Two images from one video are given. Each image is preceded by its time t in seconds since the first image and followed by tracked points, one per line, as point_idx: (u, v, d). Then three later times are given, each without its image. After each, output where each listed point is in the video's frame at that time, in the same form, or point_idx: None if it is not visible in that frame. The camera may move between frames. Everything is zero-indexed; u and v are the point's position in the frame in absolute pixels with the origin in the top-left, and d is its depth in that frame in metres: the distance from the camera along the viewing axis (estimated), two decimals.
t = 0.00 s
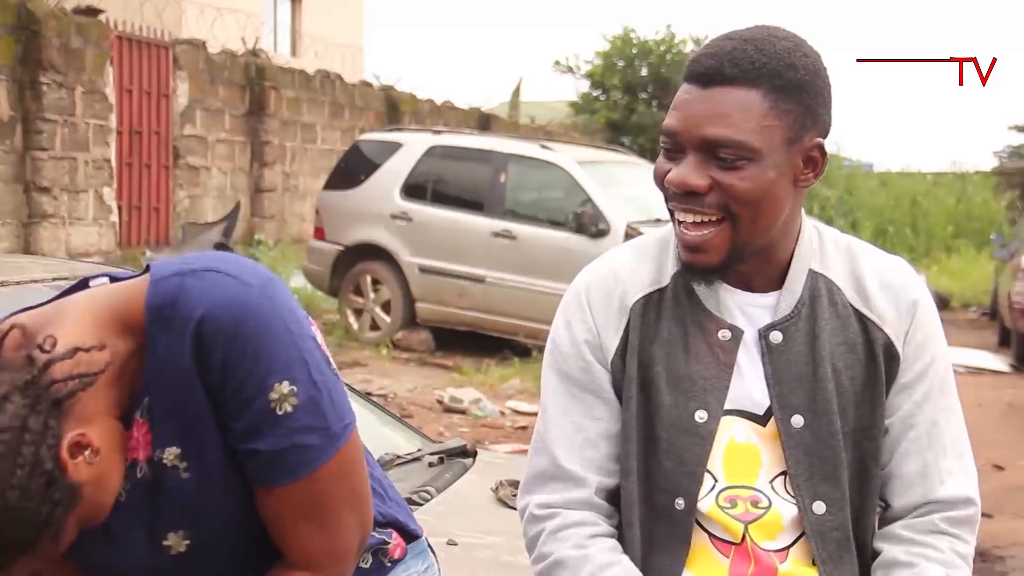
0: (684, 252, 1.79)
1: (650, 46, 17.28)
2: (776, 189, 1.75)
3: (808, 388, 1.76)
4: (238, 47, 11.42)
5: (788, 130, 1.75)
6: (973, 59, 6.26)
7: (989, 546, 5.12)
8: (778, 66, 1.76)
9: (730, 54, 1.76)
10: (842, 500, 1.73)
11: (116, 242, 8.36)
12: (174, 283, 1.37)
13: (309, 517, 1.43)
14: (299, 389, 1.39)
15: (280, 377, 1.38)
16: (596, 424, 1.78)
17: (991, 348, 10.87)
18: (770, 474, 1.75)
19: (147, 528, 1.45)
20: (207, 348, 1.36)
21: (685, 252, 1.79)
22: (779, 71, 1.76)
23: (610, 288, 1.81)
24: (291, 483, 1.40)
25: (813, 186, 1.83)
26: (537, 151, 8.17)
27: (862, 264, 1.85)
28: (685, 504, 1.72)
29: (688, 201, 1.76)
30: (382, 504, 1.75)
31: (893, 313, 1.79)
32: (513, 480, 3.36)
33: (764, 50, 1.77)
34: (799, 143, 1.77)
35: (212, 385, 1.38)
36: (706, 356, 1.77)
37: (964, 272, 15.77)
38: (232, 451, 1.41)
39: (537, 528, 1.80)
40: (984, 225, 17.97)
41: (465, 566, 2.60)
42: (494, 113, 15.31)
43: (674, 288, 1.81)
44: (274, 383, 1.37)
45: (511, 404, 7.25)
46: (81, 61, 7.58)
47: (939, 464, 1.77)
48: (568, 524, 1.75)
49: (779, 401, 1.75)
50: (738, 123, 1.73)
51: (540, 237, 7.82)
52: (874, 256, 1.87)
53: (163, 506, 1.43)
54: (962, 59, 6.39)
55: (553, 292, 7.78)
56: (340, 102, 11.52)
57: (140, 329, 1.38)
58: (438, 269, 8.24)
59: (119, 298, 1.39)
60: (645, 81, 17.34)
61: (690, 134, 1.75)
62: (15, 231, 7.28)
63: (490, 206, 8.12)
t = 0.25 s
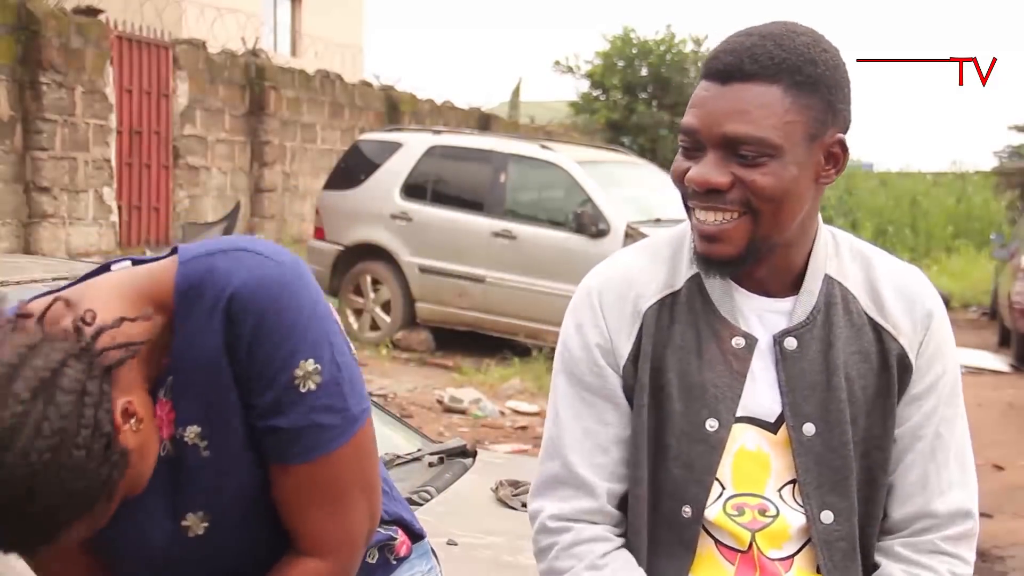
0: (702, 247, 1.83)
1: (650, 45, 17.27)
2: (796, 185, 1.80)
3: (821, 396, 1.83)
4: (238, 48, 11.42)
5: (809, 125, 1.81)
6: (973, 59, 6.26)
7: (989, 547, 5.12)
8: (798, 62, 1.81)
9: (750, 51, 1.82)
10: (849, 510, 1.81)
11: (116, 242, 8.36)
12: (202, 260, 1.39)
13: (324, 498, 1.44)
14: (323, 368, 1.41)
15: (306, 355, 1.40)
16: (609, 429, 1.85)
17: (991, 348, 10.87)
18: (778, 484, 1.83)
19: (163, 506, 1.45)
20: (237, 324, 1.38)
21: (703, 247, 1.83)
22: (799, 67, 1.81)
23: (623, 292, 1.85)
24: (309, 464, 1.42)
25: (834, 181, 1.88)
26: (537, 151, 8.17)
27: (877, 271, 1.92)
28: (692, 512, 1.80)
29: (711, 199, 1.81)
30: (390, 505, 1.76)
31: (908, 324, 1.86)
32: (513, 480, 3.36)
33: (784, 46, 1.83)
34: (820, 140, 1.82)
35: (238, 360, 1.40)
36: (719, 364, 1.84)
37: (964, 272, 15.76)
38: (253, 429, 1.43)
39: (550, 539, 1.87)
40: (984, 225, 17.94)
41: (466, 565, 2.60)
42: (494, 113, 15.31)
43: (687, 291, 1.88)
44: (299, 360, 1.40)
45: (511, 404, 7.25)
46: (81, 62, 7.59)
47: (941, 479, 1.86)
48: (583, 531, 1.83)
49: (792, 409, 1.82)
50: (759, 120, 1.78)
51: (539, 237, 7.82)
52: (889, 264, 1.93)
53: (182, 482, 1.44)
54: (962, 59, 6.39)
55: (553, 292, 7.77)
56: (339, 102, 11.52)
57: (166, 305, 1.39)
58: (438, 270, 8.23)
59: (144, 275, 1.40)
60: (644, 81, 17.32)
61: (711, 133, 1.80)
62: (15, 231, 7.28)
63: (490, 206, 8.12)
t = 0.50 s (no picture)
0: (710, 245, 1.83)
1: (650, 45, 17.27)
2: (807, 186, 1.80)
3: (828, 399, 1.83)
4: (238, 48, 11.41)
5: (822, 126, 1.81)
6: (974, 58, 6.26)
7: (990, 547, 5.12)
8: (813, 61, 1.82)
9: (764, 49, 1.82)
10: (854, 515, 1.82)
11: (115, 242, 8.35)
12: (265, 215, 1.71)
13: (336, 451, 1.69)
14: (355, 327, 1.69)
15: (342, 312, 1.68)
16: (615, 430, 1.85)
17: (991, 348, 10.88)
18: (783, 487, 1.83)
19: (193, 433, 1.69)
20: (282, 276, 1.67)
21: (711, 245, 1.83)
22: (814, 66, 1.82)
23: (632, 292, 1.85)
24: (327, 414, 1.67)
25: (847, 183, 1.88)
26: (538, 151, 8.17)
27: (889, 274, 1.91)
28: (696, 515, 1.80)
29: (720, 198, 1.81)
30: (394, 493, 1.94)
31: (919, 329, 1.86)
32: (513, 480, 3.36)
33: (799, 45, 1.83)
34: (833, 140, 1.82)
35: (276, 311, 1.68)
36: (727, 367, 1.84)
37: (964, 272, 15.77)
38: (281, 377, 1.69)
39: (554, 540, 1.87)
40: (984, 225, 17.92)
41: (468, 565, 2.60)
42: (493, 113, 15.31)
43: (697, 292, 1.88)
44: (336, 314, 1.68)
45: (511, 404, 7.25)
46: (81, 61, 7.58)
47: (949, 487, 1.86)
48: (589, 532, 1.83)
49: (800, 412, 1.82)
50: (770, 119, 1.78)
51: (540, 237, 7.82)
52: (901, 267, 1.93)
53: (213, 419, 1.69)
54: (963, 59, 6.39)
55: (553, 292, 7.78)
56: (339, 102, 11.52)
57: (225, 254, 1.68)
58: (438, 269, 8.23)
59: (210, 225, 1.70)
60: (644, 81, 17.32)
61: (722, 131, 1.80)
62: (15, 230, 7.28)
63: (490, 206, 8.12)
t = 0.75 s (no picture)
0: (703, 244, 1.83)
1: (650, 45, 17.28)
2: (799, 186, 1.80)
3: (827, 399, 1.83)
4: (238, 48, 11.41)
5: (816, 127, 1.81)
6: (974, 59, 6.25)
7: (990, 547, 5.12)
8: (809, 62, 1.82)
9: (760, 49, 1.83)
10: (854, 514, 1.81)
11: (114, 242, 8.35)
12: (304, 187, 1.77)
13: (370, 418, 1.72)
14: (388, 295, 1.72)
15: (377, 280, 1.72)
16: (613, 430, 1.86)
17: (991, 348, 10.88)
18: (782, 487, 1.83)
19: (222, 388, 1.70)
20: (319, 240, 1.72)
21: (703, 244, 1.84)
22: (810, 66, 1.82)
23: (630, 293, 1.85)
24: (360, 380, 1.70)
25: (842, 184, 1.87)
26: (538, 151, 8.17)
27: (886, 275, 1.91)
28: (695, 515, 1.80)
29: (712, 196, 1.81)
30: (404, 493, 1.96)
31: (918, 329, 1.86)
32: (513, 480, 3.36)
33: (796, 45, 1.83)
34: (827, 142, 1.82)
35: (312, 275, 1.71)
36: (726, 366, 1.84)
37: (964, 272, 15.78)
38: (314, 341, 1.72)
39: (554, 540, 1.87)
40: (984, 224, 17.91)
41: (468, 565, 2.60)
42: (493, 113, 15.31)
43: (696, 293, 1.87)
44: (371, 281, 1.71)
45: (511, 404, 7.25)
46: (81, 61, 7.59)
47: (948, 486, 1.86)
48: (589, 532, 1.83)
49: (798, 412, 1.82)
50: (763, 118, 1.78)
51: (540, 237, 7.82)
52: (900, 267, 1.92)
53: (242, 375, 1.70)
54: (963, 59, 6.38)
55: (553, 292, 7.78)
56: (339, 102, 11.52)
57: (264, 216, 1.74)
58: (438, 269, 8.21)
59: (253, 189, 1.77)
60: (644, 81, 17.32)
61: (715, 129, 1.81)
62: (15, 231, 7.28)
63: (490, 206, 8.11)
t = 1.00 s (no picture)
0: (690, 237, 1.84)
1: (650, 45, 17.29)
2: (784, 180, 1.81)
3: (823, 397, 1.83)
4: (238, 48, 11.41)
5: (803, 123, 1.82)
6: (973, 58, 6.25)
7: (989, 547, 5.12)
8: (798, 58, 1.83)
9: (750, 44, 1.84)
10: (852, 512, 1.82)
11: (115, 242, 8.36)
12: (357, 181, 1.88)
13: (419, 396, 1.79)
14: (439, 282, 1.83)
15: (430, 267, 1.83)
16: (610, 429, 1.87)
17: (991, 348, 10.88)
18: (779, 485, 1.83)
19: (257, 349, 1.74)
20: (377, 224, 1.83)
21: (690, 236, 1.85)
22: (800, 62, 1.83)
23: (624, 292, 1.86)
24: (412, 358, 1.78)
25: (831, 183, 1.88)
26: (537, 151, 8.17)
27: (881, 273, 1.91)
28: (692, 513, 1.81)
29: (699, 187, 1.82)
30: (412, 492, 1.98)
31: (913, 326, 1.86)
32: (513, 480, 3.36)
33: (786, 42, 1.85)
34: (815, 139, 1.83)
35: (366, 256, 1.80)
36: (721, 364, 1.84)
37: (964, 272, 15.78)
38: (363, 322, 1.80)
39: (552, 541, 1.87)
40: (984, 224, 17.90)
41: (468, 565, 2.60)
42: (493, 113, 15.32)
43: (690, 291, 1.89)
44: (425, 267, 1.82)
45: (511, 404, 7.24)
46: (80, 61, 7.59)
47: (947, 484, 1.86)
48: (586, 533, 1.84)
49: (794, 410, 1.83)
50: (750, 112, 1.80)
51: (540, 237, 7.82)
52: (895, 265, 1.93)
53: (279, 337, 1.73)
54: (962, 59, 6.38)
55: (553, 292, 7.78)
56: (340, 102, 11.51)
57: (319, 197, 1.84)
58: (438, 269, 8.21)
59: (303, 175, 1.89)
60: (645, 81, 17.33)
61: (703, 121, 1.82)
62: (15, 230, 7.29)
63: (490, 206, 8.11)
